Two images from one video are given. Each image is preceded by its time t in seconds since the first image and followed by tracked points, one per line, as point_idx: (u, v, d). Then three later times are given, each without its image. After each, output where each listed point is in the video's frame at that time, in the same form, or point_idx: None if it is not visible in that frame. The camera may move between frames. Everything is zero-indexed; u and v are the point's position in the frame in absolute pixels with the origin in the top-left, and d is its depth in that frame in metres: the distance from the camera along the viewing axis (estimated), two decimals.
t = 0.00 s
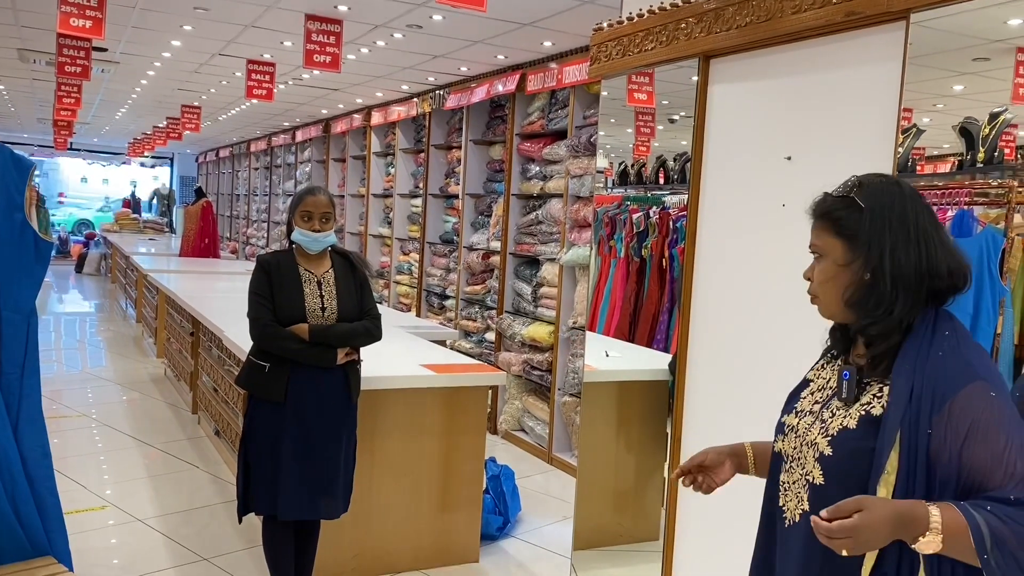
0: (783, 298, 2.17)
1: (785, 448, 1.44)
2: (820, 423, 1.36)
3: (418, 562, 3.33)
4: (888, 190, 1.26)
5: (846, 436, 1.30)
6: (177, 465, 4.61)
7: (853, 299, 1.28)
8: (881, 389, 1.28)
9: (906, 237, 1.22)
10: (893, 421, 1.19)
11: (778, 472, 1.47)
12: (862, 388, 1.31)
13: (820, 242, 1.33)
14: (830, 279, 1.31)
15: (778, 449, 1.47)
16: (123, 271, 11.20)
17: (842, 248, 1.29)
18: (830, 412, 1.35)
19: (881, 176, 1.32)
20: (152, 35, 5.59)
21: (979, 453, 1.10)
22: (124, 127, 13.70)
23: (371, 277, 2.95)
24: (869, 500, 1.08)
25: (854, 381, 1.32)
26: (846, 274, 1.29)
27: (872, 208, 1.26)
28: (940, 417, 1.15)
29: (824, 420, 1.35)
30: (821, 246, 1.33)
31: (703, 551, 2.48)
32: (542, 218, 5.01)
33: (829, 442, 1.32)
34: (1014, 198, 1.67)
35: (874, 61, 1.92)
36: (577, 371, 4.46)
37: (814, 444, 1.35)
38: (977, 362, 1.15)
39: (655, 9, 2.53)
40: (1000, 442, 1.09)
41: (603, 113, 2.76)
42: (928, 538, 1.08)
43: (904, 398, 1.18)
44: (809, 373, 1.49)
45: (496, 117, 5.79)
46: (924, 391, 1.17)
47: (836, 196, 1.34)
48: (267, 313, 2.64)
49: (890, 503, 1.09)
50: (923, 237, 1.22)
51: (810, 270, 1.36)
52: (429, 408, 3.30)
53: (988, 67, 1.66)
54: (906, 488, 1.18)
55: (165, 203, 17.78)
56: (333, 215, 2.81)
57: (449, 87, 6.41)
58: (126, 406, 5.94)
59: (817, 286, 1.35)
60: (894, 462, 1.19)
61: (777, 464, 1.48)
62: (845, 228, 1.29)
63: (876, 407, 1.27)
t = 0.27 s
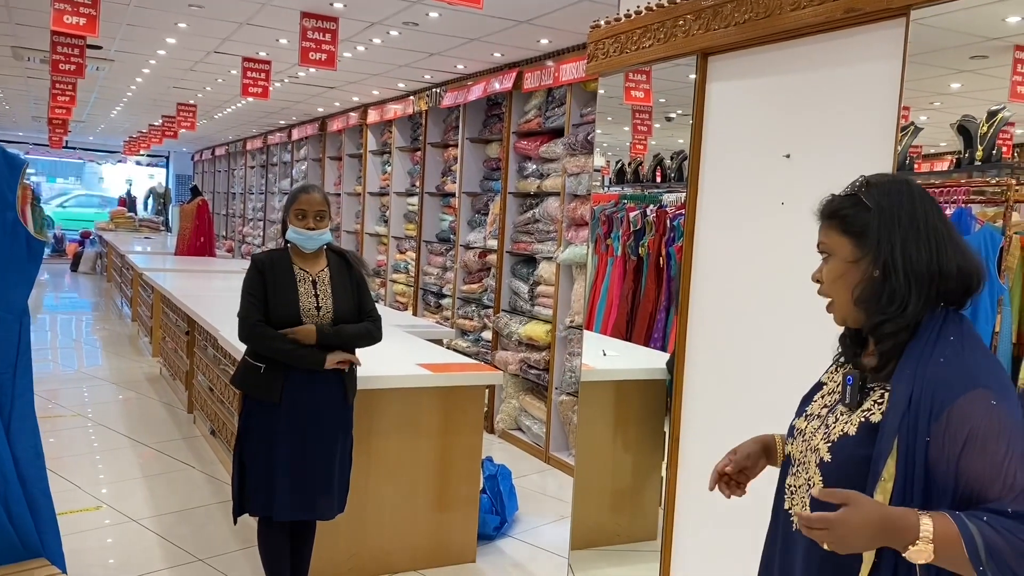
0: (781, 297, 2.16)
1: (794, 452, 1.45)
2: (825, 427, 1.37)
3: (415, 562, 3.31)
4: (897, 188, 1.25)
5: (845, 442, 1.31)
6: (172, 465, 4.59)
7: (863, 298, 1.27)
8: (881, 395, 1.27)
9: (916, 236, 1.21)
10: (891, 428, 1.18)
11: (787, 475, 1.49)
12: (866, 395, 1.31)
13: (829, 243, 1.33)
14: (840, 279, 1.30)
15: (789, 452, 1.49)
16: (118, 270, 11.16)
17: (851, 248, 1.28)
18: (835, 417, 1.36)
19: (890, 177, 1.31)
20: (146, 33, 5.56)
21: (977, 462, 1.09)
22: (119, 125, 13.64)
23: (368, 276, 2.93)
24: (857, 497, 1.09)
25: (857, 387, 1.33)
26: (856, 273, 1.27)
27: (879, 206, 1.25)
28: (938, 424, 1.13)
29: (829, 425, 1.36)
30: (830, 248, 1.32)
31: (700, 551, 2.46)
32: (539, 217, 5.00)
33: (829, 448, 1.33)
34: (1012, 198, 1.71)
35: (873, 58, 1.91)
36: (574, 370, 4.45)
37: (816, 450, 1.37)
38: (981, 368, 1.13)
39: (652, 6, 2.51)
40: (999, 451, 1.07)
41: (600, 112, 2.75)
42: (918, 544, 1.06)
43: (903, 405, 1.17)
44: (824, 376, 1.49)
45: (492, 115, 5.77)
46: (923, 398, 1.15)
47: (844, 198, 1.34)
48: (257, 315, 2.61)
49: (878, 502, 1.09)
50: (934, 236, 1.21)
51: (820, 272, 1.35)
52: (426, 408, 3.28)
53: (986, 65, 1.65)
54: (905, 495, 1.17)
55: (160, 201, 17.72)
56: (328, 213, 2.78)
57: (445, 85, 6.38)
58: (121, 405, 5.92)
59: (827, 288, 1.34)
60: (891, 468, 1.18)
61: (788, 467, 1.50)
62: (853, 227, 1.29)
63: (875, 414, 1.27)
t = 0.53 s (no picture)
0: (779, 297, 2.14)
1: (787, 451, 1.45)
2: (816, 427, 1.37)
3: (411, 564, 3.29)
4: (877, 193, 1.26)
5: (838, 442, 1.31)
6: (168, 465, 4.57)
7: (853, 305, 1.27)
8: (874, 394, 1.28)
9: (900, 239, 1.22)
10: (882, 429, 1.20)
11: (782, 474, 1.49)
12: (858, 395, 1.32)
13: (813, 252, 1.32)
14: (827, 289, 1.30)
15: (782, 451, 1.49)
16: (115, 269, 11.13)
17: (836, 257, 1.28)
18: (827, 416, 1.36)
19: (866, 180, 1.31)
20: (142, 31, 5.53)
21: (965, 464, 1.09)
22: (115, 124, 13.60)
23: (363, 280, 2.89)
24: (843, 495, 1.08)
25: (849, 388, 1.33)
26: (844, 281, 1.27)
27: (862, 212, 1.26)
28: (928, 426, 1.14)
29: (820, 425, 1.36)
30: (815, 257, 1.32)
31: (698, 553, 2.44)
32: (537, 216, 4.97)
33: (821, 448, 1.34)
34: (1012, 197, 1.70)
35: (873, 55, 1.89)
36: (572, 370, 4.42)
37: (808, 449, 1.37)
38: (973, 369, 1.13)
39: (650, 3, 2.49)
40: (986, 451, 1.07)
41: (597, 110, 2.74)
42: (901, 543, 1.07)
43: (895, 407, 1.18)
44: (815, 375, 1.48)
45: (490, 114, 5.74)
46: (913, 401, 1.16)
47: (821, 207, 1.33)
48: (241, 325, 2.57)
49: (864, 501, 1.09)
50: (916, 238, 1.22)
51: (807, 281, 1.35)
52: (422, 408, 3.26)
53: (985, 64, 1.62)
54: (895, 495, 1.18)
55: (158, 200, 17.68)
56: (322, 212, 2.76)
57: (442, 84, 6.36)
58: (117, 405, 5.89)
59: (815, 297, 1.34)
60: (882, 469, 1.20)
61: (782, 466, 1.50)
62: (835, 235, 1.28)
63: (868, 414, 1.27)
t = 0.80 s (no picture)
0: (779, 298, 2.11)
1: (749, 441, 1.47)
2: (779, 417, 1.39)
3: (407, 566, 3.26)
4: (852, 189, 1.27)
5: (801, 431, 1.33)
6: (164, 465, 4.53)
7: (821, 299, 1.28)
8: (838, 386, 1.30)
9: (872, 236, 1.23)
10: (847, 420, 1.21)
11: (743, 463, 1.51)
12: (822, 385, 1.34)
13: (786, 245, 1.33)
14: (799, 281, 1.31)
15: (744, 441, 1.51)
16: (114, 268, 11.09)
17: (808, 250, 1.29)
18: (790, 406, 1.38)
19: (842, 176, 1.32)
20: (138, 28, 5.49)
21: (929, 454, 1.13)
22: (114, 122, 13.56)
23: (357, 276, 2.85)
24: (817, 489, 1.12)
25: (813, 378, 1.35)
26: (814, 275, 1.29)
27: (835, 208, 1.26)
28: (894, 417, 1.17)
29: (783, 415, 1.38)
30: (787, 249, 1.33)
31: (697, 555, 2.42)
32: (535, 215, 4.93)
33: (785, 437, 1.36)
34: (1014, 194, 1.60)
35: (876, 51, 1.85)
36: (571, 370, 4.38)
37: (771, 438, 1.38)
38: (936, 361, 1.16)
39: None
40: (951, 442, 1.11)
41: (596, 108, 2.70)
42: (873, 533, 1.11)
43: (860, 398, 1.20)
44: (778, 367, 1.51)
45: (489, 112, 5.71)
46: (879, 392, 1.19)
47: (797, 198, 1.34)
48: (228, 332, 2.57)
49: (838, 494, 1.12)
50: (887, 236, 1.23)
51: (777, 273, 1.36)
52: (420, 409, 3.24)
53: (987, 61, 1.59)
54: (859, 484, 1.21)
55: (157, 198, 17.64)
56: (316, 210, 2.73)
57: (441, 82, 6.32)
58: (114, 405, 5.86)
59: (786, 289, 1.35)
60: (847, 460, 1.22)
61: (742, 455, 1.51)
62: (808, 229, 1.29)
63: (831, 404, 1.29)
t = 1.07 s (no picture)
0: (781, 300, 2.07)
1: (708, 423, 1.59)
2: (734, 400, 1.51)
3: (405, 567, 3.23)
4: (799, 188, 1.37)
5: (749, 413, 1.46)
6: (162, 466, 4.51)
7: (775, 293, 1.39)
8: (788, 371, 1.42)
9: (817, 232, 1.33)
10: (787, 403, 1.32)
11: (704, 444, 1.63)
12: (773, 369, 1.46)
13: (742, 243, 1.43)
14: (753, 276, 1.42)
15: (705, 423, 1.62)
16: (115, 266, 11.06)
17: (762, 248, 1.39)
18: (746, 391, 1.50)
19: (791, 176, 1.42)
20: (137, 26, 5.47)
21: (855, 434, 1.23)
22: (115, 120, 13.53)
23: (353, 275, 2.82)
24: (745, 458, 1.23)
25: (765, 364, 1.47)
26: (768, 271, 1.39)
27: (784, 208, 1.36)
28: (826, 400, 1.27)
29: (739, 398, 1.50)
30: (743, 248, 1.43)
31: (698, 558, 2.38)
32: (536, 214, 4.90)
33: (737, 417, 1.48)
34: (1020, 194, 1.63)
35: (880, 48, 1.82)
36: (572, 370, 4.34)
37: (727, 418, 1.51)
38: (869, 349, 1.26)
39: None
40: (876, 423, 1.21)
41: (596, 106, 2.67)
42: (794, 500, 1.21)
43: (798, 382, 1.31)
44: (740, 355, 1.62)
45: (490, 111, 5.67)
46: (815, 377, 1.29)
47: (751, 200, 1.44)
48: (235, 326, 2.50)
49: (765, 463, 1.23)
50: (832, 232, 1.33)
51: (736, 270, 1.46)
52: (418, 410, 3.20)
53: (993, 60, 1.62)
54: (795, 461, 1.31)
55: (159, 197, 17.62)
56: (313, 206, 2.70)
57: (442, 80, 6.29)
58: (113, 404, 5.84)
59: (742, 283, 1.46)
60: (785, 440, 1.33)
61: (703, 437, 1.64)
62: (761, 229, 1.39)
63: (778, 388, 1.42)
